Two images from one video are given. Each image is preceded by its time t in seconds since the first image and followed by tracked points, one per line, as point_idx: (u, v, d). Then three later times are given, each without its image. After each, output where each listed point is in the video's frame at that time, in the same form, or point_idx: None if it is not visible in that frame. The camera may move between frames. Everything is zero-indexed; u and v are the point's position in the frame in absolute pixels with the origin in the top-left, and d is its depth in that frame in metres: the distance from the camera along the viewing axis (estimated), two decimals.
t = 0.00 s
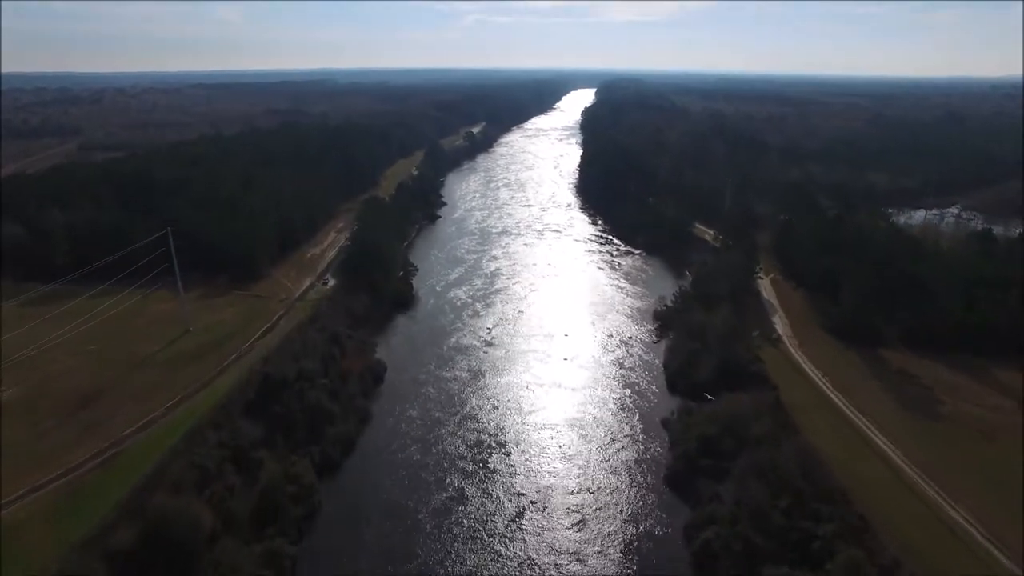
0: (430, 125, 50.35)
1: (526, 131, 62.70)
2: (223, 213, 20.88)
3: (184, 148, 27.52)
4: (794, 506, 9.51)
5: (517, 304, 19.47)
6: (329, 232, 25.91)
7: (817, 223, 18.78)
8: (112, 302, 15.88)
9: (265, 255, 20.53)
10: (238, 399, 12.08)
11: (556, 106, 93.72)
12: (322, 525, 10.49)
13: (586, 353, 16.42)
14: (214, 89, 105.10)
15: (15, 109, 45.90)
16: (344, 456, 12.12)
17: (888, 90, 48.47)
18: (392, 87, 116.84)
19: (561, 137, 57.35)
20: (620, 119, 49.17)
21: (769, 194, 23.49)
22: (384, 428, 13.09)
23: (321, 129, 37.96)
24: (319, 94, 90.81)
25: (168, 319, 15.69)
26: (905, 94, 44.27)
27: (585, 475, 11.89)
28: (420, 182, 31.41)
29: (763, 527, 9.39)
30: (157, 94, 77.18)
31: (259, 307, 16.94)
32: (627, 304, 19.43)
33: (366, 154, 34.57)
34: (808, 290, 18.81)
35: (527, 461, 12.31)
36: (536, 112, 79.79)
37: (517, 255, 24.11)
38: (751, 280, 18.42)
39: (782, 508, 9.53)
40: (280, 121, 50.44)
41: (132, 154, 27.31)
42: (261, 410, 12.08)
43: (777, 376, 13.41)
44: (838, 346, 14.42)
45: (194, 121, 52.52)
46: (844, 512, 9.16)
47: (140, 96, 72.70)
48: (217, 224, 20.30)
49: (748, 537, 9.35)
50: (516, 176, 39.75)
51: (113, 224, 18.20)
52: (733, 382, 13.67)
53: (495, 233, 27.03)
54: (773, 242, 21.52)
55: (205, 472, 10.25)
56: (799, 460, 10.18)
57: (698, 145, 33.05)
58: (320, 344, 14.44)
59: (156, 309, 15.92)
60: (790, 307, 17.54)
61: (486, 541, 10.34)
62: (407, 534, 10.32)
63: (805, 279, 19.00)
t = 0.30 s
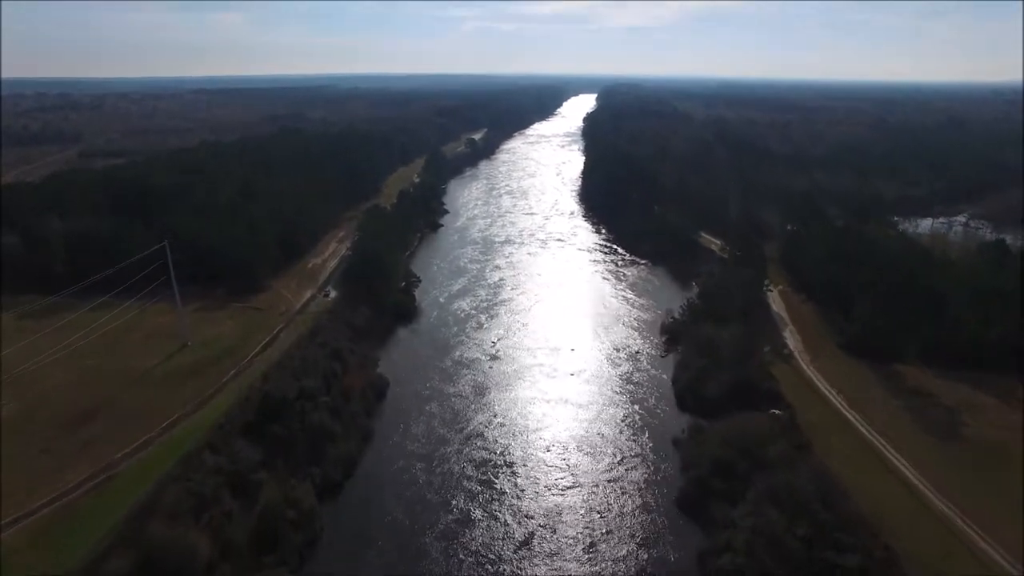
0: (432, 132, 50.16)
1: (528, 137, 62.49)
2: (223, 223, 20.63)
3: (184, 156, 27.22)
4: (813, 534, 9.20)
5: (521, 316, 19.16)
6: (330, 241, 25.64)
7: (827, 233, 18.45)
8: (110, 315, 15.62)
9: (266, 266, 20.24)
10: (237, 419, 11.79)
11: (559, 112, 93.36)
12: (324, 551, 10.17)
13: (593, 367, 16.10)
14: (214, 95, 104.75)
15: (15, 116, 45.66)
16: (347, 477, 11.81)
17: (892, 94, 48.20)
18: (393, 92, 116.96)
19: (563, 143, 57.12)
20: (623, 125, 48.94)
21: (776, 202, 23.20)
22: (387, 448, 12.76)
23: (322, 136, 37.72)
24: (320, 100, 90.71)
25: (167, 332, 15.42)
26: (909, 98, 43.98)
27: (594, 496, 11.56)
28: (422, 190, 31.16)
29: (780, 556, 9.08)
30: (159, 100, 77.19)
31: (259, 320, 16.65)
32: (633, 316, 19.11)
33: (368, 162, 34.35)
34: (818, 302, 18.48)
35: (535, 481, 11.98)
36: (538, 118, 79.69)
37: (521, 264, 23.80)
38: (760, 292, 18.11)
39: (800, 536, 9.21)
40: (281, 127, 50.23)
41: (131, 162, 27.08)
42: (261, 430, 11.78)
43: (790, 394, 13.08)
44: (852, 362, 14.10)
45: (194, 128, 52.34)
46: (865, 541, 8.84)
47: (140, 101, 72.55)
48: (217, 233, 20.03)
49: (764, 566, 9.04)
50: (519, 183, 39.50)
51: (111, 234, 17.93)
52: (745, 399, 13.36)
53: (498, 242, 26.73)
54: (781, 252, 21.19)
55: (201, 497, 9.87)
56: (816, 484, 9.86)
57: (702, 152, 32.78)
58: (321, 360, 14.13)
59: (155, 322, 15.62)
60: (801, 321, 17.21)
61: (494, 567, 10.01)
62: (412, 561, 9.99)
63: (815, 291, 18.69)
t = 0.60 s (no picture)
0: (433, 137, 49.96)
1: (529, 143, 62.26)
2: (222, 232, 20.36)
3: (184, 162, 26.93)
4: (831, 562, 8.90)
5: (526, 327, 18.84)
6: (331, 249, 25.35)
7: (836, 243, 18.13)
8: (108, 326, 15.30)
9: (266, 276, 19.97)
10: (237, 438, 11.48)
11: (559, 117, 93.04)
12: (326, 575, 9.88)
13: (599, 381, 15.78)
14: (214, 100, 104.63)
15: (13, 121, 45.32)
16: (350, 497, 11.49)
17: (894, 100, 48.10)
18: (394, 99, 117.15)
19: (565, 149, 56.86)
20: (625, 131, 48.77)
21: (782, 209, 22.90)
22: (389, 465, 12.45)
23: (323, 142, 37.52)
24: (321, 106, 90.83)
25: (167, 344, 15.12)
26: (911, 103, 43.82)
27: (604, 516, 11.25)
28: (423, 197, 30.90)
29: None
30: (160, 105, 77.22)
31: (260, 332, 16.38)
32: (640, 327, 18.82)
33: (369, 168, 34.10)
34: (828, 313, 18.14)
35: (542, 500, 11.67)
36: (539, 123, 79.47)
37: (525, 273, 23.49)
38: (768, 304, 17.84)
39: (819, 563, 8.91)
40: (281, 133, 50.05)
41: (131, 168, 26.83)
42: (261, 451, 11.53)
43: (802, 410, 12.76)
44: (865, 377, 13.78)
45: (194, 134, 52.15)
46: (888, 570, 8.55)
47: (141, 107, 72.59)
48: (217, 242, 19.76)
49: None
50: (520, 189, 39.26)
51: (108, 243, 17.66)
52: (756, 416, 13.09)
53: (501, 250, 26.44)
54: (789, 262, 20.87)
55: (198, 521, 9.87)
56: (834, 508, 9.54)
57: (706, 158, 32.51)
58: (323, 375, 13.82)
59: (152, 334, 15.22)
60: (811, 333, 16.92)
61: None
62: None
63: (824, 302, 18.37)
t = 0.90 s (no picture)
0: (435, 142, 49.78)
1: (531, 148, 62.07)
2: (223, 241, 20.11)
3: (185, 167, 26.69)
4: None
5: (530, 338, 18.54)
6: (333, 257, 25.10)
7: (845, 252, 17.82)
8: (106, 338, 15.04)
9: (266, 285, 19.73)
10: (236, 456, 11.19)
11: (560, 121, 92.90)
12: None
13: (606, 393, 15.50)
14: (214, 103, 104.26)
15: (13, 125, 45.13)
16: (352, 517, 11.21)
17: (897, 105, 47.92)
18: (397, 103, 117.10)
19: (566, 154, 56.67)
20: (627, 136, 48.59)
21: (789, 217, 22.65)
22: (393, 483, 12.17)
23: (325, 147, 37.31)
24: (322, 110, 90.66)
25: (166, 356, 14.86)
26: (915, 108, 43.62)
27: (613, 535, 10.98)
28: (425, 203, 30.67)
29: None
30: (161, 109, 77.09)
31: (261, 344, 16.11)
32: (646, 338, 18.55)
33: (371, 174, 33.88)
34: (837, 324, 17.84)
35: (550, 518, 11.40)
36: (540, 127, 79.30)
37: (528, 281, 23.20)
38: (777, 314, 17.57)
39: None
40: (282, 137, 49.86)
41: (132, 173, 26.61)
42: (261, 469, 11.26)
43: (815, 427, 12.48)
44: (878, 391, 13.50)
45: (195, 138, 51.96)
46: None
47: (142, 111, 72.41)
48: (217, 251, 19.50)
49: None
50: (523, 195, 39.04)
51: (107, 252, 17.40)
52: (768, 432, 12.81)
53: (504, 257, 26.19)
54: (795, 269, 20.55)
55: (196, 545, 9.52)
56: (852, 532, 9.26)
57: (710, 164, 32.27)
58: (324, 390, 13.52)
59: (151, 347, 14.95)
60: (820, 345, 16.64)
61: None
62: None
63: (833, 312, 18.10)
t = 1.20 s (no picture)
0: (436, 148, 49.56)
1: (532, 153, 61.85)
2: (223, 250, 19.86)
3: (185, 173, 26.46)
4: None
5: (535, 349, 18.26)
6: (334, 265, 24.84)
7: (853, 260, 17.54)
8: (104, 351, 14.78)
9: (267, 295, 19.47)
10: (236, 476, 10.91)
11: (560, 126, 92.70)
12: None
13: (613, 406, 15.23)
14: (216, 107, 104.16)
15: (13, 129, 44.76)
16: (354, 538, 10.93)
17: (901, 110, 47.66)
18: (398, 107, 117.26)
19: (568, 159, 56.45)
20: (630, 141, 48.35)
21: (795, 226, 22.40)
22: (396, 501, 11.88)
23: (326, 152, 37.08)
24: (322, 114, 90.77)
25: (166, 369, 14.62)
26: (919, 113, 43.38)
27: (623, 556, 10.72)
28: (427, 210, 30.42)
29: None
30: (161, 113, 77.02)
31: (261, 356, 15.84)
32: (652, 349, 18.27)
33: (372, 179, 33.64)
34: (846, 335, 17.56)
35: (558, 538, 11.12)
36: (542, 132, 79.10)
37: (532, 290, 22.95)
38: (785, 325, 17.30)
39: None
40: (283, 142, 49.64)
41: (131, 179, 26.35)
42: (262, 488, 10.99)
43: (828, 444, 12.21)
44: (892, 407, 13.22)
45: (195, 142, 51.74)
46: None
47: (143, 114, 72.34)
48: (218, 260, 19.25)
49: None
50: (525, 201, 38.80)
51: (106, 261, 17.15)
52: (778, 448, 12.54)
53: (507, 265, 25.94)
54: (801, 278, 20.30)
55: (195, 570, 9.20)
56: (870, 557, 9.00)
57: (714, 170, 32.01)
58: (326, 406, 13.26)
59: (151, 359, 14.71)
60: (830, 357, 16.36)
61: None
62: None
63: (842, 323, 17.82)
